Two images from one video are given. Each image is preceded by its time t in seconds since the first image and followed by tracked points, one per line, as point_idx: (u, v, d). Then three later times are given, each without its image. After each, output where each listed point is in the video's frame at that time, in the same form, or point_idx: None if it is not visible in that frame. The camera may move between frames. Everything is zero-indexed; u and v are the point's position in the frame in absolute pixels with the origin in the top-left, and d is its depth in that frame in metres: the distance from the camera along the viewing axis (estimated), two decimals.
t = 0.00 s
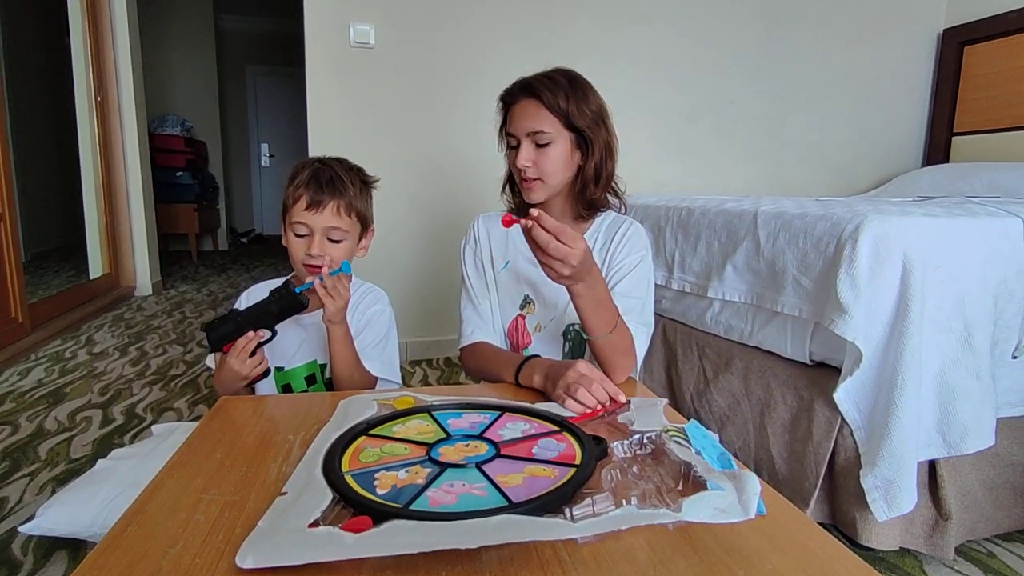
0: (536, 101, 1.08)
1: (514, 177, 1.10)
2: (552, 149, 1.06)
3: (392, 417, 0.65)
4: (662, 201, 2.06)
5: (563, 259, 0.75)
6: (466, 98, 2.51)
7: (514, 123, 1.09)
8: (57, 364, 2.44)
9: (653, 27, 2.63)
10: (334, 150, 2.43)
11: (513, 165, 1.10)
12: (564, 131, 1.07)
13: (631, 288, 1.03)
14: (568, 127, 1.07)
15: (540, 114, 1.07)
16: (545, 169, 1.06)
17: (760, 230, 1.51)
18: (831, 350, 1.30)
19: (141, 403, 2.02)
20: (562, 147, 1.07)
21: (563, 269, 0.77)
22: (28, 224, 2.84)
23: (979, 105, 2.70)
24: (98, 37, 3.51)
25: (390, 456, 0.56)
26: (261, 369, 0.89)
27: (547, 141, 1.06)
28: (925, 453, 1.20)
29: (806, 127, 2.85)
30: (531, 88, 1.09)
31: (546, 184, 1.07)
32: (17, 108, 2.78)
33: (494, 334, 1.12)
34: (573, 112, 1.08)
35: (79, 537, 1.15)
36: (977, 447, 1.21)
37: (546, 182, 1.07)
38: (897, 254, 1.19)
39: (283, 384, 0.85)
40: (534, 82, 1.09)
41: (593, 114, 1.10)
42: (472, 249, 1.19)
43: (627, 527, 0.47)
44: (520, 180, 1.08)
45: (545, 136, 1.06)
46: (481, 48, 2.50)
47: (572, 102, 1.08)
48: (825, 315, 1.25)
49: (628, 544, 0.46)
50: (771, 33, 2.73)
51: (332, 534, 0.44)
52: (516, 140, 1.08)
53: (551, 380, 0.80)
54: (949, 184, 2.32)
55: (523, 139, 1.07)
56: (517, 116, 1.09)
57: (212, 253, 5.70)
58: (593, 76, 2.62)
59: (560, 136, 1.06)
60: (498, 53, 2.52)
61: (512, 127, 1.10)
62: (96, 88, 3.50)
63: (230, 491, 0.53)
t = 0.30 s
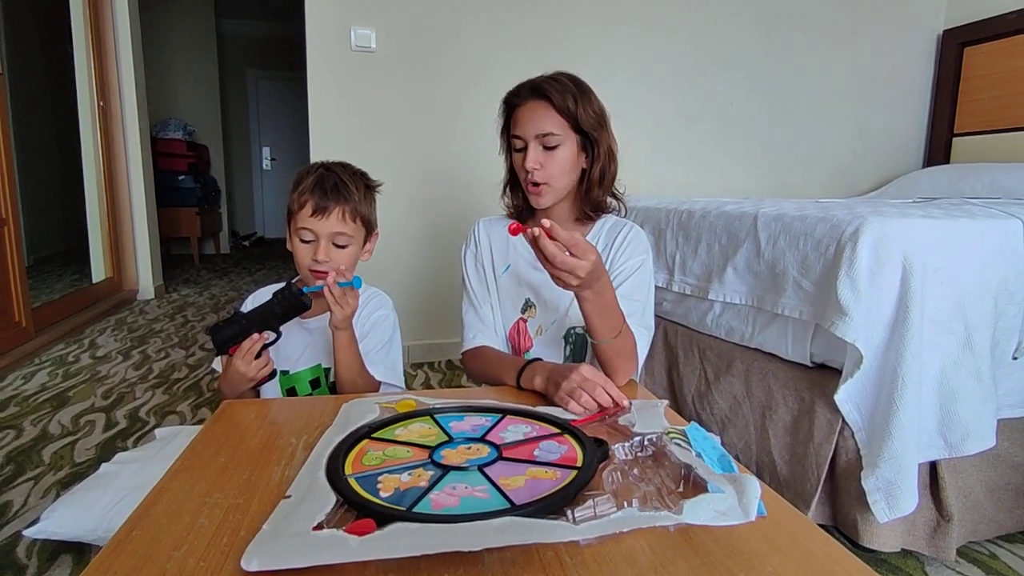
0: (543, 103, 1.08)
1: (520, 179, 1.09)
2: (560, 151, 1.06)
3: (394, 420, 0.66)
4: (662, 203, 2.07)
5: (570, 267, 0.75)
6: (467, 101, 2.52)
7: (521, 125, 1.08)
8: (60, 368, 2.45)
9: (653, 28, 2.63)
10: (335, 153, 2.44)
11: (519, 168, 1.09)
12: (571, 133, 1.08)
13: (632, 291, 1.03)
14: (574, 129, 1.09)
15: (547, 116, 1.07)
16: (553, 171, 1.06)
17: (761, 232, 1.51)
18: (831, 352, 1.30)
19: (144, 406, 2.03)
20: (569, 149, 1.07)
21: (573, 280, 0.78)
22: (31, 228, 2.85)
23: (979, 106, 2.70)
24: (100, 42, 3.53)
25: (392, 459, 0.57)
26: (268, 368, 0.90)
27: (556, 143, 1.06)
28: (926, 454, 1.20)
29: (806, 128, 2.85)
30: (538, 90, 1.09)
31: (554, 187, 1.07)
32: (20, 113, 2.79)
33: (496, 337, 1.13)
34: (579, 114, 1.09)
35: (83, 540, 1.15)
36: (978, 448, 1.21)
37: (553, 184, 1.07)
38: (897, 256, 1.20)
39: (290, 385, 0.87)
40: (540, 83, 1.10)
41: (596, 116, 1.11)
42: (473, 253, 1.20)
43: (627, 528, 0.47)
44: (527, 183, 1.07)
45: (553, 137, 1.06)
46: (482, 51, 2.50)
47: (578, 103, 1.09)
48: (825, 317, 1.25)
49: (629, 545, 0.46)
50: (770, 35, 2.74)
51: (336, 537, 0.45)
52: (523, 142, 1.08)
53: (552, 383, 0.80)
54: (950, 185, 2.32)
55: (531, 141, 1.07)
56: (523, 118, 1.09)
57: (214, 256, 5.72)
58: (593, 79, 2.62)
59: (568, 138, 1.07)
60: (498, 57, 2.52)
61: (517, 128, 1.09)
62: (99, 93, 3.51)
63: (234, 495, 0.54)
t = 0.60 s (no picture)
0: (544, 104, 1.09)
1: (521, 180, 1.10)
2: (561, 152, 1.07)
3: (398, 422, 0.67)
4: (663, 204, 2.08)
5: (578, 272, 0.75)
6: (468, 103, 2.53)
7: (521, 126, 1.09)
8: (66, 371, 2.47)
9: (654, 29, 2.64)
10: (337, 156, 2.45)
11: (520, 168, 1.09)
12: (572, 135, 1.09)
13: (631, 293, 1.04)
14: (575, 130, 1.10)
15: (548, 116, 1.08)
16: (554, 171, 1.06)
17: (761, 233, 1.52)
18: (832, 352, 1.31)
19: (149, 408, 2.04)
20: (570, 150, 1.08)
21: (581, 287, 0.77)
22: (36, 232, 2.87)
23: (980, 105, 2.70)
24: (104, 46, 3.55)
25: (395, 460, 0.58)
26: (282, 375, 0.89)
27: (556, 145, 1.07)
28: (926, 453, 1.21)
29: (807, 128, 2.86)
30: (538, 92, 1.10)
31: (555, 186, 1.07)
32: (24, 118, 2.81)
33: (499, 339, 1.14)
34: (579, 115, 1.10)
35: (90, 541, 1.17)
36: (978, 447, 1.21)
37: (555, 184, 1.07)
38: (897, 256, 1.20)
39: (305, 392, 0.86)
40: (540, 86, 1.11)
41: (597, 117, 1.12)
42: (473, 257, 1.20)
43: (627, 526, 0.48)
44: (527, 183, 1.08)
45: (554, 138, 1.07)
46: (483, 54, 2.51)
47: (578, 104, 1.10)
48: (825, 317, 1.26)
49: (629, 543, 0.47)
50: (771, 36, 2.74)
51: (341, 536, 0.45)
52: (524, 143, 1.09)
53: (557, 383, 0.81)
54: (950, 184, 2.32)
55: (533, 143, 1.08)
56: (524, 119, 1.09)
57: (217, 259, 5.74)
58: (594, 80, 2.63)
59: (568, 140, 1.08)
60: (499, 59, 2.53)
61: (518, 130, 1.10)
62: (103, 97, 3.53)
63: (242, 496, 0.55)
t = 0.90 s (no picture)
0: (551, 100, 1.08)
1: (526, 176, 1.08)
2: (568, 149, 1.07)
3: (394, 418, 0.66)
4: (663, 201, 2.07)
5: (670, 258, 0.75)
6: (469, 100, 2.53)
7: (528, 120, 1.07)
8: (68, 370, 2.47)
9: (655, 26, 2.63)
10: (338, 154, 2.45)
11: (526, 165, 1.08)
12: (577, 130, 1.09)
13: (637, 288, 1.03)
14: (579, 126, 1.10)
15: (556, 112, 1.07)
16: (561, 168, 1.06)
17: (761, 229, 1.52)
18: (834, 348, 1.30)
19: (151, 407, 2.04)
20: (576, 147, 1.08)
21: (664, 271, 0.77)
22: (39, 231, 2.87)
23: (983, 101, 2.69)
24: (106, 46, 3.55)
25: (388, 456, 0.58)
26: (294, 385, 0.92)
27: (565, 142, 1.06)
28: (929, 449, 1.20)
29: (809, 124, 2.85)
30: (545, 87, 1.09)
31: (562, 183, 1.07)
32: (26, 118, 2.81)
33: (498, 336, 1.14)
34: (583, 111, 1.10)
35: (92, 538, 1.17)
36: (981, 443, 1.21)
37: (562, 181, 1.06)
38: (898, 251, 1.20)
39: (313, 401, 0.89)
40: (546, 81, 1.10)
41: (599, 113, 1.13)
42: (472, 254, 1.20)
43: (617, 525, 0.48)
44: (534, 179, 1.07)
45: (563, 134, 1.06)
46: (484, 51, 2.51)
47: (583, 101, 1.11)
48: (827, 313, 1.25)
49: (619, 542, 0.46)
50: (773, 32, 2.73)
51: (328, 532, 0.45)
52: (531, 139, 1.07)
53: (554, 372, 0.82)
54: (954, 180, 2.31)
55: (542, 141, 1.06)
56: (531, 113, 1.08)
57: (220, 258, 5.75)
58: (595, 77, 2.63)
59: (575, 136, 1.08)
60: (500, 57, 2.53)
61: (524, 124, 1.08)
62: (104, 96, 3.54)
63: (238, 491, 0.55)
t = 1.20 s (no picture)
0: (563, 96, 1.08)
1: (536, 173, 1.07)
2: (579, 145, 1.06)
3: (395, 415, 0.66)
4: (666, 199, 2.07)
5: (694, 260, 0.75)
6: (471, 98, 2.52)
7: (539, 115, 1.06)
8: (71, 368, 2.47)
9: (657, 23, 2.63)
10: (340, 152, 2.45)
11: (538, 161, 1.07)
12: (587, 129, 1.08)
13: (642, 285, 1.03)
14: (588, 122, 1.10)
15: (568, 108, 1.07)
16: (573, 166, 1.06)
17: (765, 226, 1.51)
18: (838, 345, 1.30)
19: (153, 405, 2.04)
20: (586, 144, 1.08)
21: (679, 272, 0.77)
22: (41, 230, 2.88)
23: (986, 98, 2.68)
24: (108, 45, 3.56)
25: (388, 453, 0.57)
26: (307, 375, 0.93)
27: (577, 140, 1.06)
28: (933, 447, 1.19)
29: (812, 122, 2.84)
30: (557, 83, 1.09)
31: (572, 180, 1.06)
32: (29, 116, 2.82)
33: (501, 334, 1.13)
34: (592, 109, 1.12)
35: (95, 535, 1.17)
36: (986, 440, 1.20)
37: (573, 178, 1.06)
38: (901, 247, 1.19)
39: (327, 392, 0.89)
40: (558, 77, 1.10)
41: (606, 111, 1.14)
42: (474, 252, 1.19)
43: (616, 526, 0.47)
44: (546, 177, 1.06)
45: (575, 131, 1.06)
46: (486, 49, 2.51)
47: (591, 98, 1.12)
48: (830, 310, 1.25)
49: (617, 542, 0.46)
50: (775, 29, 2.73)
51: (324, 528, 0.45)
52: (543, 135, 1.06)
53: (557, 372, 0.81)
54: (957, 177, 2.30)
55: (555, 138, 1.05)
56: (543, 109, 1.06)
57: (223, 257, 5.76)
58: (597, 75, 2.62)
59: (586, 134, 1.07)
60: (502, 55, 2.52)
61: (536, 119, 1.07)
62: (106, 95, 3.54)
63: (240, 488, 0.54)
